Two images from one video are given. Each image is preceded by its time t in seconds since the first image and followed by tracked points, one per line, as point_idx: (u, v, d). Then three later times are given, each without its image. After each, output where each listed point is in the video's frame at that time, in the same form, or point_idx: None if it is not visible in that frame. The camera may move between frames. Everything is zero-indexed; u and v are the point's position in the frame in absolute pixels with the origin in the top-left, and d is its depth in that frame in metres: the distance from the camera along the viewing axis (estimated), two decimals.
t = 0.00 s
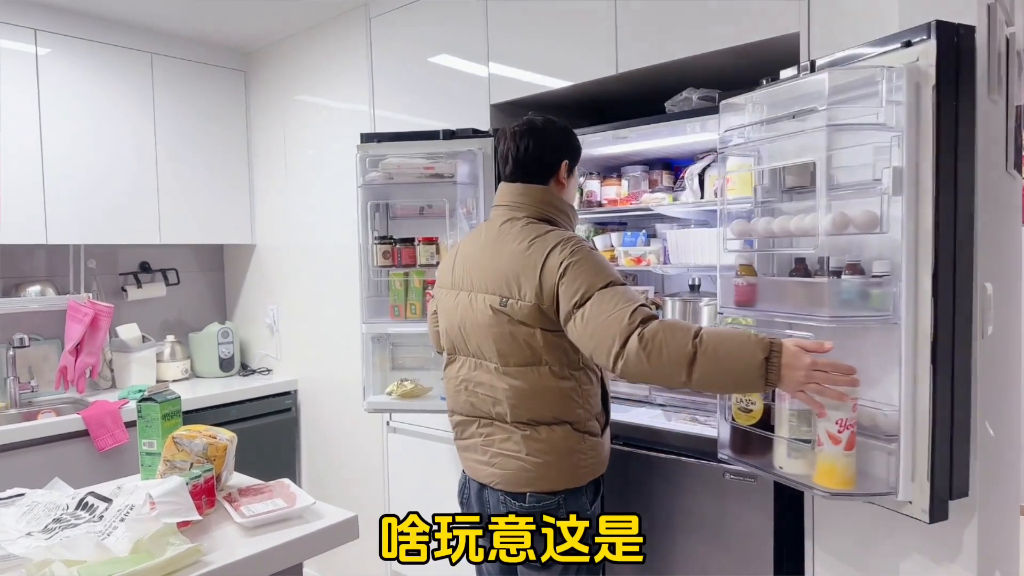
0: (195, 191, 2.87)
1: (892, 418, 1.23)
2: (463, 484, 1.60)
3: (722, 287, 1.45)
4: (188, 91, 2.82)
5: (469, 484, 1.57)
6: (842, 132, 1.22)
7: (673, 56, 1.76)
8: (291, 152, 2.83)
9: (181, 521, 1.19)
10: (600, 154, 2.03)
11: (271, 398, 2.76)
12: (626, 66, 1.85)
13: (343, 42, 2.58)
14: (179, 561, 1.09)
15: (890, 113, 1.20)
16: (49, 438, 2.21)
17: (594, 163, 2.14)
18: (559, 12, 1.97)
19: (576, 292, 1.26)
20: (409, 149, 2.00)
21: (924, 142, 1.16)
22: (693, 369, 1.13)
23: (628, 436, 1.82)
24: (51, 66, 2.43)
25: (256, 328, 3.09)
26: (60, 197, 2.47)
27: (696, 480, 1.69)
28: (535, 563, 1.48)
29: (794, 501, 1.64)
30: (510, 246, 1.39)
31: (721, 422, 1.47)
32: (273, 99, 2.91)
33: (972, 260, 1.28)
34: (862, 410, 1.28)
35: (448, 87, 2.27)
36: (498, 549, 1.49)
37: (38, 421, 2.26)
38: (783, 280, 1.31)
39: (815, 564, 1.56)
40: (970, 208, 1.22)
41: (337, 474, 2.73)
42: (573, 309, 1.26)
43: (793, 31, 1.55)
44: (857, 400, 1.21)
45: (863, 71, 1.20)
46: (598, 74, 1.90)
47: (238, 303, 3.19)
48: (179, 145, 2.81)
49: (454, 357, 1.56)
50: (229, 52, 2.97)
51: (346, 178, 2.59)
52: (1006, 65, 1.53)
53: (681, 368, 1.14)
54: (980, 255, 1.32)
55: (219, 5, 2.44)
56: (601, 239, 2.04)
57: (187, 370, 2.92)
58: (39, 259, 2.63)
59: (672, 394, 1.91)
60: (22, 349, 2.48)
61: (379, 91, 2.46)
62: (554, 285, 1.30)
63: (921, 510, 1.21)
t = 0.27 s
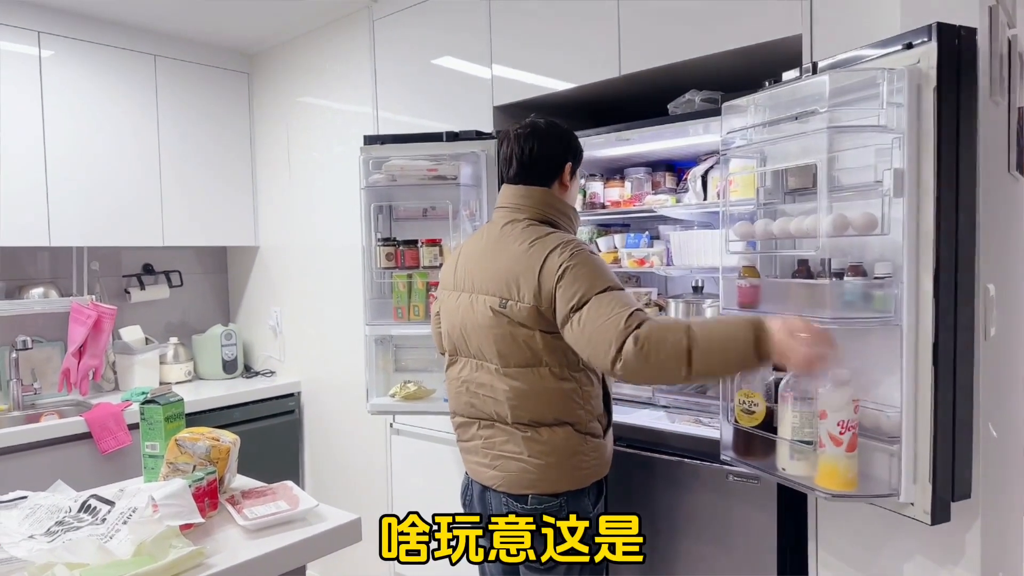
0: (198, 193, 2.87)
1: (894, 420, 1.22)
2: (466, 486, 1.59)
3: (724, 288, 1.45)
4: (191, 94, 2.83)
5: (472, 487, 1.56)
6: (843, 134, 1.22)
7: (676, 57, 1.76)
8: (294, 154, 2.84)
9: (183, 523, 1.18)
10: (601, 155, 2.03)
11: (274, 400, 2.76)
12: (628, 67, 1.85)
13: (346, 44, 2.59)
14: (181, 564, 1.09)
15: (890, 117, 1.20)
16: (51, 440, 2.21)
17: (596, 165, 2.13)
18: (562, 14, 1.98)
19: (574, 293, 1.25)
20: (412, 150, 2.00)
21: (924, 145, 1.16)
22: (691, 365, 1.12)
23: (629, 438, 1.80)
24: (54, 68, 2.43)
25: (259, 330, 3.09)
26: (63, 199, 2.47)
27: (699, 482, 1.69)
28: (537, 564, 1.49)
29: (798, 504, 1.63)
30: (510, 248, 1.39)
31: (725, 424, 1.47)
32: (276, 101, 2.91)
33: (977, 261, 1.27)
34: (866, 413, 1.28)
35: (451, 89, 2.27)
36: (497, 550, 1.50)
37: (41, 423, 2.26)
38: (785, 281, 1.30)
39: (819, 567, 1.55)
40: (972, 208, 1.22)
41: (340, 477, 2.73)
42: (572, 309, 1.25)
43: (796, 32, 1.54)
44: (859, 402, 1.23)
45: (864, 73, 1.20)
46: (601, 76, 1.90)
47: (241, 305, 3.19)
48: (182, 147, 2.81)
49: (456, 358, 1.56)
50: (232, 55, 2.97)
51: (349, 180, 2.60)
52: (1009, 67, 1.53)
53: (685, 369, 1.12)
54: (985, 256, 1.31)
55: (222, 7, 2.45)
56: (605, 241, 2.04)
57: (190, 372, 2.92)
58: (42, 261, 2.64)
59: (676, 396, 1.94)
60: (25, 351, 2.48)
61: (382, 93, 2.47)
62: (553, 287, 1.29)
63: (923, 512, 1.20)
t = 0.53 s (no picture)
0: (198, 192, 2.87)
1: (895, 419, 1.24)
2: (467, 485, 1.59)
3: (724, 287, 1.45)
4: (191, 93, 2.83)
5: (473, 485, 1.57)
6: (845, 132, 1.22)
7: (677, 56, 1.76)
8: (294, 153, 2.83)
9: (185, 522, 1.19)
10: (601, 154, 2.03)
11: (275, 399, 2.77)
12: (629, 66, 1.84)
13: (346, 43, 2.58)
14: (183, 562, 1.09)
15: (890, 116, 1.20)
16: (53, 439, 2.21)
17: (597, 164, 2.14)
18: (562, 12, 1.97)
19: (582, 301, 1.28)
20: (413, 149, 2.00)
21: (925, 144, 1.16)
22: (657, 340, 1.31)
23: (630, 437, 1.81)
24: (54, 67, 2.43)
25: (260, 329, 3.09)
26: (64, 199, 2.48)
27: (700, 481, 1.69)
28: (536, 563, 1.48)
29: (798, 502, 1.63)
30: (508, 247, 1.39)
31: (725, 423, 1.47)
32: (276, 100, 2.91)
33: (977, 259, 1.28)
34: (867, 412, 1.30)
35: (451, 87, 2.26)
36: (497, 550, 1.50)
37: (42, 422, 2.26)
38: (786, 280, 1.30)
39: (819, 566, 1.55)
40: (972, 206, 1.21)
41: (341, 475, 2.73)
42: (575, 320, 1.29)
43: (797, 31, 1.54)
44: (859, 401, 1.23)
45: (865, 70, 1.20)
46: (601, 75, 1.90)
47: (242, 304, 3.19)
48: (182, 146, 2.81)
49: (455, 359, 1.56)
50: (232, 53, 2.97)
51: (349, 179, 2.60)
52: (1010, 65, 1.53)
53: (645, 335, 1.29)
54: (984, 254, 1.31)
55: (221, 6, 2.44)
56: (606, 240, 2.04)
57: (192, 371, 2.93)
58: (43, 261, 2.64)
59: (676, 395, 1.94)
60: (26, 350, 2.48)
61: (382, 92, 2.46)
62: (554, 286, 1.31)
63: (924, 510, 1.19)
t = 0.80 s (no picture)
0: (197, 190, 2.87)
1: (892, 418, 1.24)
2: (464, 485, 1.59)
3: (722, 286, 1.46)
4: (190, 90, 2.82)
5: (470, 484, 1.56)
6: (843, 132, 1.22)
7: (676, 55, 1.76)
8: (293, 151, 2.83)
9: (182, 520, 1.18)
10: (600, 153, 2.03)
11: (272, 398, 2.76)
12: (628, 66, 1.85)
13: (346, 41, 2.59)
14: (179, 561, 1.09)
15: (889, 116, 1.20)
16: (49, 438, 2.21)
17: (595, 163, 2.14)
18: (562, 12, 1.98)
19: (620, 283, 1.37)
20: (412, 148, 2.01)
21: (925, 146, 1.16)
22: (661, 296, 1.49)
23: (628, 435, 1.82)
24: (52, 64, 2.43)
25: (257, 328, 3.09)
26: (62, 197, 2.47)
27: (697, 480, 1.69)
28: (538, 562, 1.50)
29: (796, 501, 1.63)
30: (538, 236, 1.38)
31: (723, 421, 1.47)
32: (275, 99, 2.91)
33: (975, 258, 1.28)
34: (862, 411, 1.30)
35: (451, 86, 2.27)
36: (498, 550, 1.51)
37: (38, 420, 2.26)
38: (784, 279, 1.31)
39: (817, 565, 1.55)
40: (970, 205, 1.22)
41: (339, 474, 2.73)
42: (614, 301, 1.39)
43: (796, 31, 1.55)
44: (857, 401, 1.24)
45: (863, 71, 1.20)
46: (600, 74, 1.90)
47: (240, 302, 3.19)
48: (181, 144, 2.81)
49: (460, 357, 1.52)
50: (232, 51, 2.97)
51: (348, 177, 2.60)
52: (1007, 66, 1.54)
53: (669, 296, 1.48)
54: (981, 253, 1.32)
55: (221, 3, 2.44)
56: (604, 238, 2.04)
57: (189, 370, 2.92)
58: (40, 258, 2.63)
59: (674, 394, 1.94)
60: (23, 348, 2.48)
61: (382, 91, 2.46)
62: (595, 266, 1.37)
63: (921, 509, 1.19)
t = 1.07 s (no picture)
0: (197, 192, 2.87)
1: (891, 420, 1.24)
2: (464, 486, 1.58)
3: (721, 287, 1.46)
4: (189, 92, 2.82)
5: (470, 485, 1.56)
6: (843, 133, 1.22)
7: (675, 57, 1.76)
8: (292, 153, 2.83)
9: (180, 522, 1.18)
10: (599, 154, 2.03)
11: (271, 399, 2.76)
12: (627, 68, 1.85)
13: (345, 43, 2.58)
14: (177, 563, 1.08)
15: (888, 118, 1.20)
16: (48, 439, 2.21)
17: (594, 164, 2.14)
18: (561, 13, 1.97)
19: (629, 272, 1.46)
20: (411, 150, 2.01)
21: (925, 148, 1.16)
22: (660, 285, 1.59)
23: (628, 438, 1.81)
24: (51, 66, 2.43)
25: (256, 329, 3.09)
26: (61, 198, 2.47)
27: (696, 483, 1.68)
28: (538, 562, 1.49)
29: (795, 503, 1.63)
30: (553, 233, 1.42)
31: (722, 424, 1.47)
32: (275, 100, 2.91)
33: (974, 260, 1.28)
34: (861, 413, 1.30)
35: (449, 88, 2.26)
36: (498, 550, 1.50)
37: (37, 422, 2.26)
38: (783, 281, 1.30)
39: (816, 567, 1.55)
40: (969, 208, 1.22)
41: (338, 476, 2.72)
42: (622, 289, 1.48)
43: (795, 33, 1.55)
44: (856, 403, 1.23)
45: (862, 73, 1.20)
46: (599, 76, 1.90)
47: (238, 304, 3.19)
48: (180, 146, 2.81)
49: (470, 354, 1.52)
50: (231, 53, 2.97)
51: (347, 179, 2.59)
52: (1007, 67, 1.53)
53: (669, 283, 1.60)
54: (980, 256, 1.31)
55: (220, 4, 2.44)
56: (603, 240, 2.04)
57: (188, 371, 2.92)
58: (39, 260, 2.63)
59: (673, 396, 1.95)
60: (22, 349, 2.47)
61: (381, 92, 2.46)
62: (605, 258, 1.44)
63: (921, 512, 1.20)
